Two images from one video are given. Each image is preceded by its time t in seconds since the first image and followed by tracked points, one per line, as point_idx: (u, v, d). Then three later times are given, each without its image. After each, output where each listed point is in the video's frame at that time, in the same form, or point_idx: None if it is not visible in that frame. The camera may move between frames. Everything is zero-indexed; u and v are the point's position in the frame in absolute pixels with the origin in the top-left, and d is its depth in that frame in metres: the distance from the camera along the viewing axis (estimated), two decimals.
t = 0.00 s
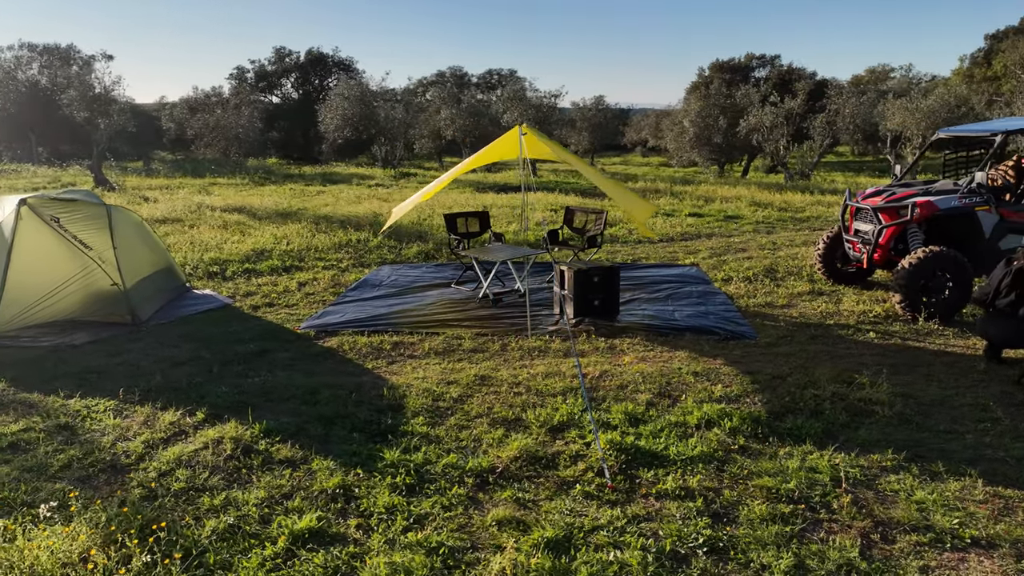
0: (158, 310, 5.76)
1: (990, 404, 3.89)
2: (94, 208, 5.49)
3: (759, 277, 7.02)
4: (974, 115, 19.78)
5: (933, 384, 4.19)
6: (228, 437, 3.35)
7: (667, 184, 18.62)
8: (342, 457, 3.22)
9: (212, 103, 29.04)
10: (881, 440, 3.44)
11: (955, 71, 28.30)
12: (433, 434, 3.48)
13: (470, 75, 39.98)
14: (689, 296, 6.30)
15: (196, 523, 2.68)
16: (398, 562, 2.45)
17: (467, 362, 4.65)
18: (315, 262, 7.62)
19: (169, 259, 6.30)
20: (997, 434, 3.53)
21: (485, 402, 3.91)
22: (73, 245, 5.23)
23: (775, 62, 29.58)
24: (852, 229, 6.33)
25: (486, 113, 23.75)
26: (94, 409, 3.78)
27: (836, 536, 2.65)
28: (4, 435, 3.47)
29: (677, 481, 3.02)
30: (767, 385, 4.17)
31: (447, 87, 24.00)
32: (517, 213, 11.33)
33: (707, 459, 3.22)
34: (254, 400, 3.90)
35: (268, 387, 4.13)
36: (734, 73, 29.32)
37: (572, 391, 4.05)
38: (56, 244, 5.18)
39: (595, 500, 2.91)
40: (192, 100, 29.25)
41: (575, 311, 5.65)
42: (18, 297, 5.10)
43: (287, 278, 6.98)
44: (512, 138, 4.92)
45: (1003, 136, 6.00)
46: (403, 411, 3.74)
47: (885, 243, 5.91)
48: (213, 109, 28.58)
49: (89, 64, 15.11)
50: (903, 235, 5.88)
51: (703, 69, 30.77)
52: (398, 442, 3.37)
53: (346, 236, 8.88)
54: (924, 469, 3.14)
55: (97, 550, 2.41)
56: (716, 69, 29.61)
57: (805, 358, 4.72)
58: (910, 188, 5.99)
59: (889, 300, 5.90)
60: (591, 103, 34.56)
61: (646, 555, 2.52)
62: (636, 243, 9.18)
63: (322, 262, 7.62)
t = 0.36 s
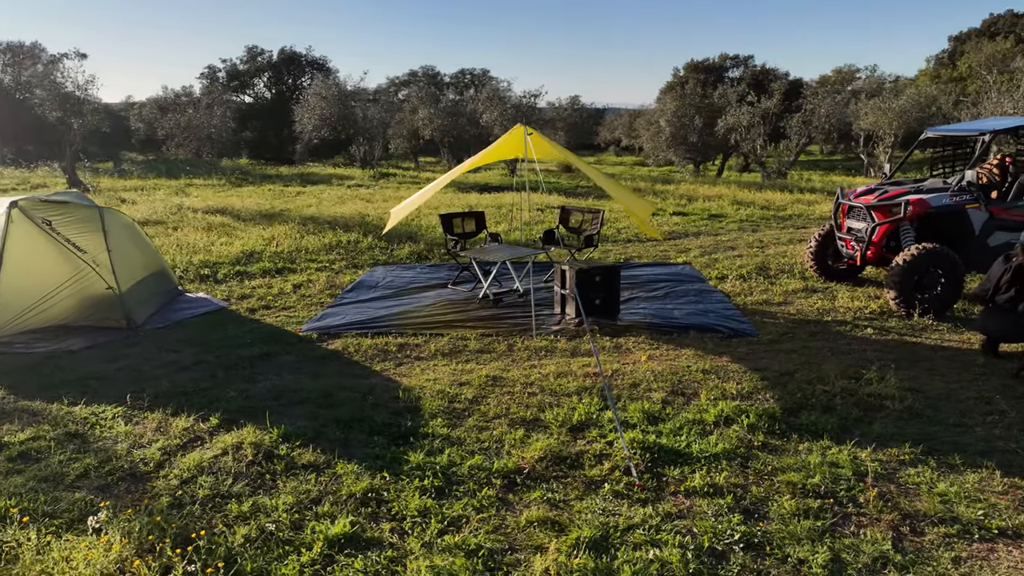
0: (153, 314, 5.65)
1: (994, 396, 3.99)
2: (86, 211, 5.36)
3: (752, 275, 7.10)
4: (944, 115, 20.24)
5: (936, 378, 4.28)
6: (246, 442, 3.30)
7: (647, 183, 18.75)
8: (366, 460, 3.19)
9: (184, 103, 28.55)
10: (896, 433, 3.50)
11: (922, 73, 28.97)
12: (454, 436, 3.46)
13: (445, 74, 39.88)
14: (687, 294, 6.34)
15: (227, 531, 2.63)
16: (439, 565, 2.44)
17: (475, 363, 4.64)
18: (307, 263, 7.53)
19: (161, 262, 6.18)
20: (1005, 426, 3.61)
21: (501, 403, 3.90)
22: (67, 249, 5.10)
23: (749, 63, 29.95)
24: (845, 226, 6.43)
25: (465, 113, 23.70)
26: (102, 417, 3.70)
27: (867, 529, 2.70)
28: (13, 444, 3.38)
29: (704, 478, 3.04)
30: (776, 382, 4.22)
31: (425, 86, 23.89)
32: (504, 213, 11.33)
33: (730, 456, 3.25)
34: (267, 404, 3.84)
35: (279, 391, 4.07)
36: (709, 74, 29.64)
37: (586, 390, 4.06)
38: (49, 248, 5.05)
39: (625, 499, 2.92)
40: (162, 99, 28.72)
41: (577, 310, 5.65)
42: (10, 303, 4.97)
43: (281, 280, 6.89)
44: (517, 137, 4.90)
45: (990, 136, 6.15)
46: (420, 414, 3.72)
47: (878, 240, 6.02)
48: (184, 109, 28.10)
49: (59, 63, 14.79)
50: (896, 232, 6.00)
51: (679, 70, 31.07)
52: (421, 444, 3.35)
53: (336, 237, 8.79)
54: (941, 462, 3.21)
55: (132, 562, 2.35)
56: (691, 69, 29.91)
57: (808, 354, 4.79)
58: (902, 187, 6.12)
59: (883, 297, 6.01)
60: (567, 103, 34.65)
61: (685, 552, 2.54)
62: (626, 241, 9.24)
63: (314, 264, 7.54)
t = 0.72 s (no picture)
0: (149, 318, 5.55)
1: (995, 389, 4.09)
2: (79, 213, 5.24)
3: (745, 273, 7.19)
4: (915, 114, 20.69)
5: (938, 372, 4.38)
6: (266, 447, 3.26)
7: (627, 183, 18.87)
8: (390, 463, 3.17)
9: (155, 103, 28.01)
10: (907, 427, 3.57)
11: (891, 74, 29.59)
12: (474, 437, 3.46)
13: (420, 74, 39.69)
14: (683, 293, 6.40)
15: (259, 538, 2.59)
16: (480, 568, 2.43)
17: (484, 364, 4.63)
18: (299, 265, 7.45)
19: (154, 264, 6.06)
20: (1010, 419, 3.70)
21: (516, 403, 3.90)
22: (61, 253, 4.98)
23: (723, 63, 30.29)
24: (836, 224, 6.54)
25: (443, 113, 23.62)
26: (112, 424, 3.63)
27: (893, 522, 2.75)
28: (23, 454, 3.30)
29: (729, 475, 3.08)
30: (784, 378, 4.28)
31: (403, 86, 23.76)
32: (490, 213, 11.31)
33: (751, 453, 3.29)
34: (279, 408, 3.79)
35: (289, 395, 4.02)
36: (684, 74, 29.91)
37: (599, 389, 4.08)
38: (43, 252, 4.93)
39: (653, 497, 2.94)
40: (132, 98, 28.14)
41: (578, 310, 5.67)
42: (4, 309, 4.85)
43: (275, 282, 6.80)
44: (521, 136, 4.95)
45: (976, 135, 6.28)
46: (437, 416, 3.70)
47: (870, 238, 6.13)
48: (155, 108, 27.58)
49: (18, 63, 14.13)
50: (887, 230, 6.11)
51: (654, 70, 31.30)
52: (443, 446, 3.33)
53: (325, 238, 8.71)
54: (955, 455, 3.28)
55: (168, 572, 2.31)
56: (667, 69, 30.16)
57: (810, 351, 4.87)
58: (893, 186, 6.24)
59: (876, 293, 6.13)
60: (543, 102, 34.72)
61: (720, 549, 2.56)
62: (615, 241, 9.29)
63: (307, 266, 7.45)
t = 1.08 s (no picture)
0: (145, 322, 5.46)
1: (994, 384, 4.19)
2: (71, 216, 5.12)
3: (737, 271, 7.28)
4: (887, 114, 21.12)
5: (936, 367, 4.48)
6: (284, 452, 3.22)
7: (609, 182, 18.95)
8: (413, 466, 3.16)
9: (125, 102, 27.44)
10: (914, 421, 3.65)
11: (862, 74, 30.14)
12: (493, 438, 3.46)
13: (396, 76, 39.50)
14: (678, 291, 6.46)
15: (290, 545, 2.56)
16: (519, 570, 2.43)
17: (491, 364, 4.63)
18: (291, 267, 7.36)
19: (146, 269, 5.95)
20: (1012, 411, 3.79)
21: (529, 403, 3.90)
22: (54, 257, 4.87)
23: (699, 63, 30.55)
24: (827, 223, 6.66)
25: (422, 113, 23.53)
26: (121, 431, 3.56)
27: (915, 515, 2.81)
28: (33, 463, 3.23)
29: (750, 471, 3.12)
30: (790, 375, 4.34)
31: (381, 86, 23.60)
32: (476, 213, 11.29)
33: (768, 449, 3.34)
34: (291, 412, 3.75)
35: (300, 398, 3.98)
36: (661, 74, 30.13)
37: (610, 388, 4.10)
38: (35, 256, 4.81)
39: (678, 494, 2.97)
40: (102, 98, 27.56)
41: (578, 309, 5.68)
42: None
43: (268, 285, 6.73)
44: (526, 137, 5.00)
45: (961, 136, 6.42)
46: (453, 418, 3.69)
47: (860, 236, 6.24)
48: (126, 108, 27.03)
49: None
50: (878, 228, 6.23)
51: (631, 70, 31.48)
52: (463, 448, 3.33)
53: (315, 239, 8.63)
54: (965, 448, 3.35)
55: None
56: (644, 69, 30.36)
57: (810, 347, 4.94)
58: (882, 184, 6.36)
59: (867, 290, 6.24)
60: (520, 102, 34.74)
61: (750, 544, 2.60)
62: (605, 240, 9.33)
63: (299, 268, 7.37)
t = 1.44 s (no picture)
0: (142, 326, 5.36)
1: (993, 377, 4.29)
2: (65, 219, 5.00)
3: (729, 269, 7.36)
4: (859, 114, 21.52)
5: (936, 362, 4.58)
6: (306, 457, 3.18)
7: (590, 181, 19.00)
8: (437, 468, 3.15)
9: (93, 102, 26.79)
10: (923, 415, 3.73)
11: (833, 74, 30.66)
12: (514, 439, 3.45)
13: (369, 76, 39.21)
14: (675, 290, 6.52)
15: (325, 551, 2.54)
16: (559, 570, 2.44)
17: (499, 365, 4.62)
18: (283, 269, 7.27)
19: (139, 271, 5.84)
20: (1014, 404, 3.90)
21: (544, 404, 3.91)
22: (49, 261, 4.75)
23: (674, 62, 30.78)
24: (818, 221, 6.77)
25: (400, 112, 23.39)
26: (133, 438, 3.49)
27: (936, 507, 2.87)
28: (47, 472, 3.15)
29: (772, 467, 3.16)
30: (796, 371, 4.41)
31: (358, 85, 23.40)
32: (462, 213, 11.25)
33: (787, 445, 3.38)
34: (306, 415, 3.71)
35: (312, 401, 3.94)
36: (637, 73, 30.32)
37: (622, 387, 4.13)
38: (29, 261, 4.69)
39: (704, 491, 3.00)
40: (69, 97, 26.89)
41: (579, 309, 5.70)
42: None
43: (262, 287, 6.64)
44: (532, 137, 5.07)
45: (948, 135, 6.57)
46: (470, 419, 3.68)
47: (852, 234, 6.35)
48: (95, 108, 26.42)
49: None
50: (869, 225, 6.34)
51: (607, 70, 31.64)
52: (485, 449, 3.32)
53: (304, 240, 8.54)
54: (975, 441, 3.44)
55: None
56: (619, 69, 30.54)
57: (811, 344, 5.02)
58: (873, 183, 6.48)
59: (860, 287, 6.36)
60: (496, 101, 34.69)
61: (783, 539, 2.63)
62: (594, 239, 9.37)
63: (291, 270, 7.29)
